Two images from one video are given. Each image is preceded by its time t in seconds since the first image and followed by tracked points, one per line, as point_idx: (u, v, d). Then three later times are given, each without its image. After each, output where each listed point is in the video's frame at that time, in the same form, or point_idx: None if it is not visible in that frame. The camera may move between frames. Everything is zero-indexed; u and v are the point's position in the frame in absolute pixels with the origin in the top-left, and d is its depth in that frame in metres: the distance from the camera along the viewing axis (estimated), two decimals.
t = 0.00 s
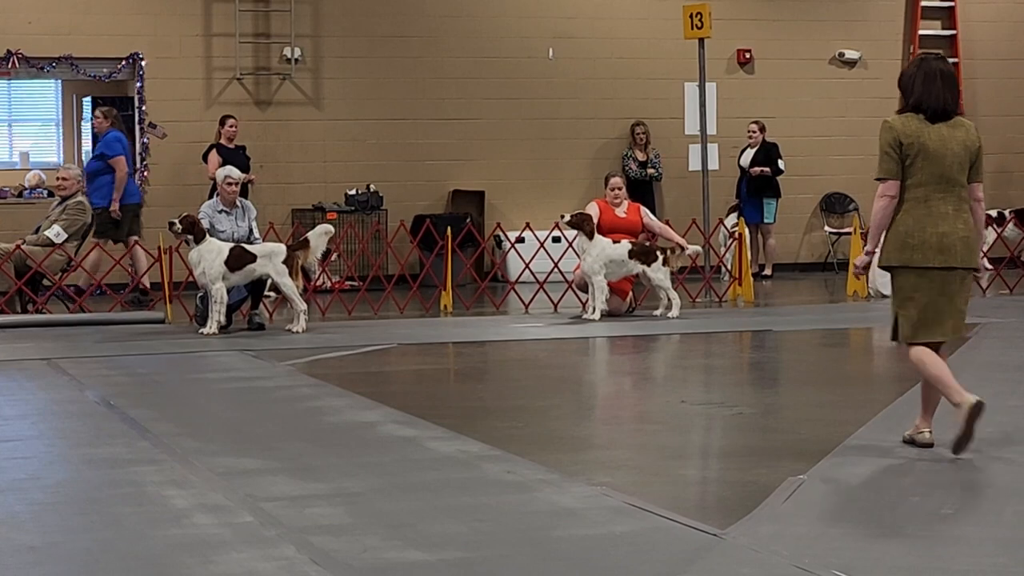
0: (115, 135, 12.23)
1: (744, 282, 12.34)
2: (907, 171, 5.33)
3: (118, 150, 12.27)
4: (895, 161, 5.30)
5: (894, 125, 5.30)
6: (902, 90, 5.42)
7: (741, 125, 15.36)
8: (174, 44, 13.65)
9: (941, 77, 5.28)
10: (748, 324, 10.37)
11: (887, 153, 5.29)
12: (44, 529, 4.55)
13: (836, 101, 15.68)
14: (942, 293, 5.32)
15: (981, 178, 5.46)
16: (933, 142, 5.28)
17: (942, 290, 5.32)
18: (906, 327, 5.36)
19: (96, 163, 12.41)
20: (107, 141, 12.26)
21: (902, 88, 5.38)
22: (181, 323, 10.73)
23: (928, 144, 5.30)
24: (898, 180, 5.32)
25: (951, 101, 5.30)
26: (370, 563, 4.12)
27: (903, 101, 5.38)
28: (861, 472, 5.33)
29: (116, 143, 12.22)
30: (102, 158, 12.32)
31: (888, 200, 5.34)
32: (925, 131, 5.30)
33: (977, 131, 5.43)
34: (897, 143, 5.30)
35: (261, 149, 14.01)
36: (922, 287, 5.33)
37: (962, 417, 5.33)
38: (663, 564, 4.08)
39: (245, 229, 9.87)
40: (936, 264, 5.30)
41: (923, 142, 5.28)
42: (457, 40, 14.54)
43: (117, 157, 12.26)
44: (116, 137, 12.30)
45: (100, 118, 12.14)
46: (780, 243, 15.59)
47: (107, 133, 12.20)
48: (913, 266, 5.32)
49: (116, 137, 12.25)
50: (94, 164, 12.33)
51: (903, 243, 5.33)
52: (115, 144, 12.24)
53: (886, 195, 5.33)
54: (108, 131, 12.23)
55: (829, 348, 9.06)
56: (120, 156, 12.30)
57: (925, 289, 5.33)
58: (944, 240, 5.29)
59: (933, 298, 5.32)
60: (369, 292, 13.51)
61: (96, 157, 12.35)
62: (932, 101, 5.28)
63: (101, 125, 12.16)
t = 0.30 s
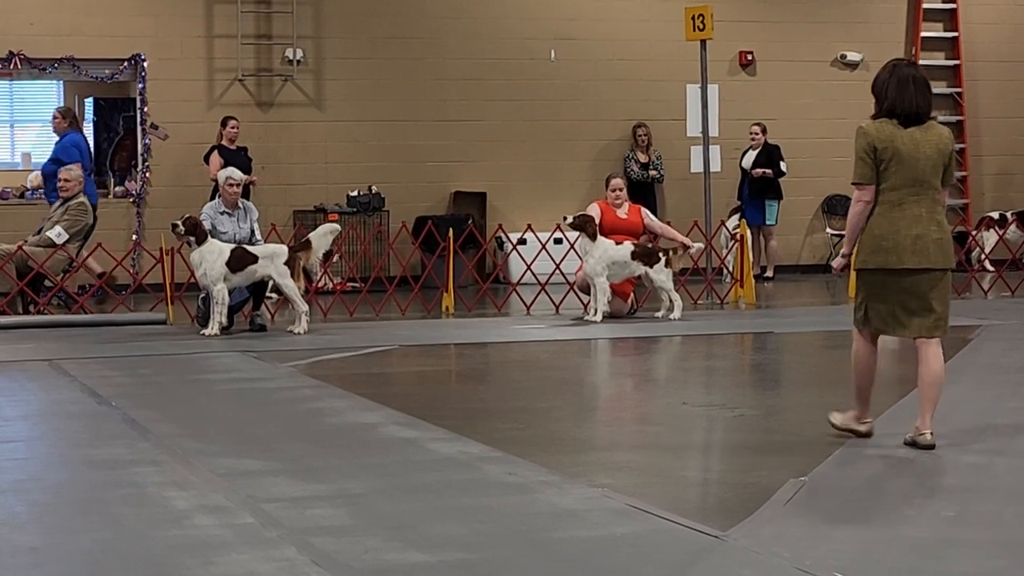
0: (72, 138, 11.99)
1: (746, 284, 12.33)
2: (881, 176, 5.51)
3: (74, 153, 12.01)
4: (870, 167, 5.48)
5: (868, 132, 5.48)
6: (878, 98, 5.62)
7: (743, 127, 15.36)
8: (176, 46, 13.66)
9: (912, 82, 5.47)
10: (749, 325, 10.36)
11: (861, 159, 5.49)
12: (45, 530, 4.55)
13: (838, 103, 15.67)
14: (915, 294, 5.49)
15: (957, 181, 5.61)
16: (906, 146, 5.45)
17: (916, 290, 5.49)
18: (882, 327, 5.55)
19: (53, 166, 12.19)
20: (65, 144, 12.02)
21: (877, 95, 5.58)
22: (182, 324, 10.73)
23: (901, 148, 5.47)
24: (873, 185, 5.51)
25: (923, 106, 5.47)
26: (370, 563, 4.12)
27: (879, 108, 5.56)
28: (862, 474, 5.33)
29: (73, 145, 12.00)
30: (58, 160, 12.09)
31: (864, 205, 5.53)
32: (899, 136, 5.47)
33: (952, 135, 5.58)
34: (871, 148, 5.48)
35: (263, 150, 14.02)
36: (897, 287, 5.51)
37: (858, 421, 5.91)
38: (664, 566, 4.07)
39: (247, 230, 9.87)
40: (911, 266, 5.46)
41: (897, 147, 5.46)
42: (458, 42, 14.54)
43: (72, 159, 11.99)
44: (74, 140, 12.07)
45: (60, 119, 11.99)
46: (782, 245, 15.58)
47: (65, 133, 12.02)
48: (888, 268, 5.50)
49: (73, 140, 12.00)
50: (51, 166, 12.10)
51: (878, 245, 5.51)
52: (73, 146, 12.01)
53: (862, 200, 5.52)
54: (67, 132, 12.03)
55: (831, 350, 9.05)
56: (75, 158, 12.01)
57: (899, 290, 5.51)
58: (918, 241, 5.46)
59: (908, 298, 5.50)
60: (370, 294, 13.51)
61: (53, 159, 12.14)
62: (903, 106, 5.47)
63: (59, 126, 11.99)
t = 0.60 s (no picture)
0: (30, 141, 11.72)
1: (746, 287, 12.32)
2: (836, 181, 5.71)
3: (31, 156, 11.73)
4: (825, 172, 5.69)
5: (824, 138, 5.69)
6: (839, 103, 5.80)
7: (742, 130, 15.37)
8: (176, 48, 13.66)
9: (868, 88, 5.63)
10: (749, 328, 10.36)
11: (817, 164, 5.69)
12: (43, 532, 4.54)
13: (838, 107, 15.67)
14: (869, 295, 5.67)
15: (912, 184, 5.78)
16: (860, 152, 5.64)
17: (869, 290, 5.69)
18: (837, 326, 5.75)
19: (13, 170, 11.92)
20: (23, 148, 11.76)
21: (835, 101, 5.76)
22: (182, 326, 10.72)
23: (855, 154, 5.66)
24: (829, 189, 5.71)
25: (878, 111, 5.65)
26: (368, 566, 4.11)
27: (837, 113, 5.74)
28: (861, 478, 5.32)
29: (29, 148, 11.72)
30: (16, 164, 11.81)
31: (820, 208, 5.73)
32: (853, 142, 5.66)
33: (907, 140, 5.75)
34: (825, 154, 5.68)
35: (262, 153, 14.02)
36: (851, 289, 5.70)
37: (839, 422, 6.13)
38: (662, 569, 4.07)
39: (246, 232, 9.86)
40: (864, 268, 5.65)
41: (851, 152, 5.65)
42: (459, 44, 14.54)
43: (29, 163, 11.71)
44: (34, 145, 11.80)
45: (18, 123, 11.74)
46: (782, 249, 15.57)
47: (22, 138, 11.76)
48: (842, 270, 5.69)
49: (31, 144, 11.72)
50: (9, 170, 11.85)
51: (834, 247, 5.71)
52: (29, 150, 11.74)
53: (817, 203, 5.73)
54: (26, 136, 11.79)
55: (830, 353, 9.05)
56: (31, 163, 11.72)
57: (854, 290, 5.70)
58: (872, 244, 5.64)
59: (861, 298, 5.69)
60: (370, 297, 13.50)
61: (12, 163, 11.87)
62: (858, 112, 5.65)
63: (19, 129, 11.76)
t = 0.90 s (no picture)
0: None
1: (744, 293, 12.31)
2: (797, 185, 5.93)
3: None
4: (785, 176, 5.92)
5: (786, 143, 5.91)
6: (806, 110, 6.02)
7: (740, 135, 15.39)
8: (175, 51, 13.67)
9: (831, 96, 5.85)
10: (747, 333, 10.37)
11: (778, 169, 5.93)
12: (42, 535, 4.54)
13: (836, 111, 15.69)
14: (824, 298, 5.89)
15: (873, 191, 5.97)
16: (820, 157, 5.85)
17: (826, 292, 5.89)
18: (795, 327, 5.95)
19: None
20: None
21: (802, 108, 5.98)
22: (180, 329, 10.72)
23: (816, 160, 5.87)
24: (788, 193, 5.96)
25: (841, 119, 5.86)
26: (366, 570, 4.11)
27: (802, 120, 5.96)
28: (858, 484, 5.32)
29: None
30: None
31: (778, 210, 6.00)
32: (815, 147, 5.88)
33: (870, 148, 5.95)
34: (788, 159, 5.90)
35: (261, 156, 14.03)
36: (808, 291, 5.90)
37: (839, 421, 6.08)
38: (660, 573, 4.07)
39: (244, 236, 9.87)
40: (819, 271, 5.85)
41: (811, 158, 5.86)
42: (457, 48, 14.55)
43: None
44: None
45: None
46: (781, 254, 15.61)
47: None
48: (799, 272, 5.90)
49: None
50: None
51: (793, 249, 5.92)
52: None
53: (776, 205, 5.99)
54: None
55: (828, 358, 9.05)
56: None
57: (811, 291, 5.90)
58: (829, 248, 5.84)
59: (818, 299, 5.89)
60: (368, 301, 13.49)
61: None
62: (820, 119, 5.87)
63: None
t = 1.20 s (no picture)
0: None
1: (741, 297, 12.31)
2: (769, 187, 6.23)
3: None
4: (759, 179, 6.20)
5: (761, 147, 6.18)
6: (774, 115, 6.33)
7: (738, 139, 15.40)
8: (173, 54, 13.66)
9: (802, 104, 6.19)
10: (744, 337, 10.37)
11: (752, 172, 6.19)
12: (39, 538, 4.53)
13: (834, 116, 15.70)
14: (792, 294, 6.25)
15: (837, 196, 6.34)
16: (792, 162, 6.17)
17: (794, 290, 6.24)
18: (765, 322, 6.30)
19: None
20: None
21: (772, 114, 6.31)
22: (177, 333, 10.72)
23: (789, 164, 6.18)
24: (761, 195, 6.23)
25: (810, 126, 6.20)
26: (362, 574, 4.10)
27: (773, 125, 6.27)
28: (855, 488, 5.31)
29: None
30: None
31: (752, 212, 6.26)
32: (787, 152, 6.19)
33: (835, 153, 6.31)
34: (761, 162, 6.19)
35: (259, 160, 14.02)
36: (777, 288, 6.25)
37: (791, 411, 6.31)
38: None
39: (242, 239, 9.86)
40: (791, 270, 6.19)
41: (784, 162, 6.17)
42: (454, 51, 14.55)
43: None
44: None
45: None
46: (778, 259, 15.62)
47: None
48: (771, 271, 6.22)
49: None
50: None
51: (764, 249, 6.24)
52: None
53: (750, 207, 6.25)
54: None
55: (826, 363, 9.04)
56: None
57: (779, 288, 6.25)
58: (800, 248, 6.19)
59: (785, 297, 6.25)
60: (365, 304, 13.48)
61: None
62: (792, 125, 6.20)
63: None
